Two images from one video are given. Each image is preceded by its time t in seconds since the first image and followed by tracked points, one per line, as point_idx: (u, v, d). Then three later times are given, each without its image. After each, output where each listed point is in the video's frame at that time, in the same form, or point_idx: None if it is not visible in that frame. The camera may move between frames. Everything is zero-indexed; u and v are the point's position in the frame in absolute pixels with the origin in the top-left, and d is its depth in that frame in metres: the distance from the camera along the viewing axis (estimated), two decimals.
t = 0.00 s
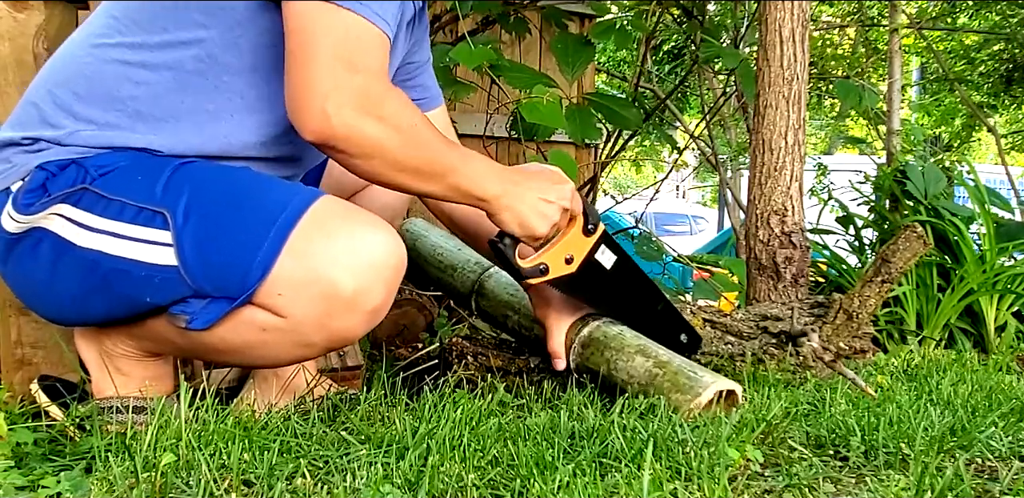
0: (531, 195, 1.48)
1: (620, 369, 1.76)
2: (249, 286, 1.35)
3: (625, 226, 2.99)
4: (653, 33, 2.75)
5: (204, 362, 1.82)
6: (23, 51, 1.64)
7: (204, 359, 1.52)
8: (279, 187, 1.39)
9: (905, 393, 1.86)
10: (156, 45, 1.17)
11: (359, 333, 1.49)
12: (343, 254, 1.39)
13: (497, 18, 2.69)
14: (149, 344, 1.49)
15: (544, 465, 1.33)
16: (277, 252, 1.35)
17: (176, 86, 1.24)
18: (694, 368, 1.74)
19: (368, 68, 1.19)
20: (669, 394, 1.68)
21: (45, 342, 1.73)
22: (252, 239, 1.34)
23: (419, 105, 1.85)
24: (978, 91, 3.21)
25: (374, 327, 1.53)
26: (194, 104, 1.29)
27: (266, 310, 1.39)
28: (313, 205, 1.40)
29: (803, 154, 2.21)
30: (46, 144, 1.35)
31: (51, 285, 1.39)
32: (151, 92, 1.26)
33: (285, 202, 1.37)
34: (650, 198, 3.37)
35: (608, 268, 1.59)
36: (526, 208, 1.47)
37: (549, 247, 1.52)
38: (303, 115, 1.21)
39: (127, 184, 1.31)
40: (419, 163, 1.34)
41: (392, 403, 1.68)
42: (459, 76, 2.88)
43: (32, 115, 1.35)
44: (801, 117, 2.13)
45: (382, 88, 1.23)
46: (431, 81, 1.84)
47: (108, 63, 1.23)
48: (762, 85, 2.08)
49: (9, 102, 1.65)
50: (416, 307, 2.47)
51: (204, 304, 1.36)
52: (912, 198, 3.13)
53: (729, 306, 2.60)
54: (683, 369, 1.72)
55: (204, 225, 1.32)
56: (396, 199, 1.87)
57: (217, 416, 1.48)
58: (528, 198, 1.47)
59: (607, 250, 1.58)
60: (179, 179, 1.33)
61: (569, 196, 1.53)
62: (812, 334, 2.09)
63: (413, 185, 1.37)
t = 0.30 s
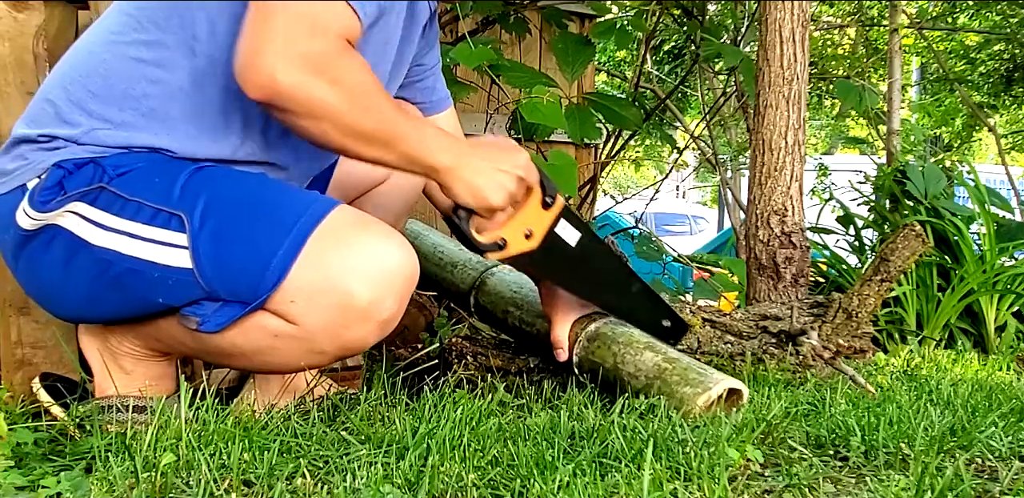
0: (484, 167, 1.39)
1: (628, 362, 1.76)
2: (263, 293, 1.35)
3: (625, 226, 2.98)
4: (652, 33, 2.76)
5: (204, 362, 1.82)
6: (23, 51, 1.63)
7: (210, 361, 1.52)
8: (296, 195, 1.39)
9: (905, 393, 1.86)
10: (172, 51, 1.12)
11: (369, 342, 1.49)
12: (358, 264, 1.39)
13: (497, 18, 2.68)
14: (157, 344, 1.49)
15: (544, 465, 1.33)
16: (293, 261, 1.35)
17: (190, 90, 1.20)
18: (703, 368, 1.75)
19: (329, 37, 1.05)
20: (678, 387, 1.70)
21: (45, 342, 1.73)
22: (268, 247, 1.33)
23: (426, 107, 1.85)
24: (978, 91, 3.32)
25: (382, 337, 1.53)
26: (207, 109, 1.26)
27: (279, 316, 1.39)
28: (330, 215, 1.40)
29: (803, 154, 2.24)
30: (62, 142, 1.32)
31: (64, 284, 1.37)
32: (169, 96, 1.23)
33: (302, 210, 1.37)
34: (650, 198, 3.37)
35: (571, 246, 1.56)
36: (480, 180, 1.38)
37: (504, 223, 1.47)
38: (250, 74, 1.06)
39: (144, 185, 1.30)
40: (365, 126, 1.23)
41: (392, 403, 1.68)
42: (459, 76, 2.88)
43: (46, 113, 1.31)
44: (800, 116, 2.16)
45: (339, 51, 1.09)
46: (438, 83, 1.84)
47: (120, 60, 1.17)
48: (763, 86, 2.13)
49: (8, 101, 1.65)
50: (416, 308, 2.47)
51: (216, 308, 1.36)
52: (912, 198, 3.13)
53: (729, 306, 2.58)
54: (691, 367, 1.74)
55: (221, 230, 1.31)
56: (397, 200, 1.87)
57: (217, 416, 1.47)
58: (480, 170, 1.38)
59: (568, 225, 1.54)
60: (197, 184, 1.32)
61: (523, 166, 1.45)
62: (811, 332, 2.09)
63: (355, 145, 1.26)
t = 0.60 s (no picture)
0: (490, 183, 1.42)
1: (630, 360, 1.78)
2: (271, 290, 1.35)
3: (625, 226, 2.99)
4: (652, 33, 2.76)
5: (204, 362, 1.82)
6: (22, 51, 1.63)
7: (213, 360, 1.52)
8: (302, 193, 1.39)
9: (905, 393, 1.86)
10: (173, 44, 1.09)
11: (376, 340, 1.49)
12: (365, 261, 1.39)
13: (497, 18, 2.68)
14: (159, 343, 1.49)
15: (544, 465, 1.33)
16: (300, 258, 1.35)
17: (192, 86, 1.19)
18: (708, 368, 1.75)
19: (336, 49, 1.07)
20: (680, 385, 1.70)
21: (45, 342, 1.73)
22: (275, 244, 1.33)
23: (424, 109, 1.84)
24: (978, 91, 3.33)
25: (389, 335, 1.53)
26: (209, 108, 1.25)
27: (287, 314, 1.39)
28: (336, 213, 1.40)
29: (803, 154, 2.24)
30: (62, 140, 1.31)
31: (67, 282, 1.37)
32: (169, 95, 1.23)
33: (308, 208, 1.37)
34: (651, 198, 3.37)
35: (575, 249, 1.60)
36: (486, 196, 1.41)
37: (512, 234, 1.51)
38: (256, 80, 1.08)
39: (148, 183, 1.30)
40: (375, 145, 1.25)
41: (392, 403, 1.68)
42: (459, 76, 2.89)
43: (47, 111, 1.31)
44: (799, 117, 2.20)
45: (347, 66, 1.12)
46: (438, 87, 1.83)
47: (122, 59, 1.16)
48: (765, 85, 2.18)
49: (8, 101, 1.65)
50: (416, 308, 2.47)
51: (223, 305, 1.35)
52: (912, 198, 3.13)
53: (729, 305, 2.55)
54: (694, 366, 1.74)
55: (228, 229, 1.31)
56: (395, 199, 1.87)
57: (217, 416, 1.47)
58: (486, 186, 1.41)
59: (574, 232, 1.59)
60: (202, 180, 1.32)
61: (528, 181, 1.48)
62: (811, 333, 2.08)
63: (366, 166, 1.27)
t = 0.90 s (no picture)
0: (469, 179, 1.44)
1: (621, 343, 1.80)
2: (264, 287, 1.34)
3: (624, 226, 2.99)
4: (653, 33, 2.76)
5: (204, 362, 1.81)
6: (22, 51, 1.63)
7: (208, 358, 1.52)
8: (294, 187, 1.38)
9: (905, 393, 1.86)
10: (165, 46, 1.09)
11: (370, 334, 1.49)
12: (357, 257, 1.40)
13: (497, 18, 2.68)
14: (152, 342, 1.48)
15: (544, 465, 1.33)
16: (292, 255, 1.35)
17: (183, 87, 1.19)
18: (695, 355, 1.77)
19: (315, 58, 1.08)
20: (665, 368, 1.72)
21: (46, 342, 1.72)
22: (267, 241, 1.33)
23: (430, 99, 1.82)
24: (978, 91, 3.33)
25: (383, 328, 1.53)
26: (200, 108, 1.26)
27: (280, 310, 1.39)
28: (329, 207, 1.39)
29: (803, 154, 2.24)
30: (53, 140, 1.31)
31: (59, 282, 1.37)
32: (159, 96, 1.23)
33: (300, 203, 1.36)
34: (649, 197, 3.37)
35: (569, 243, 1.60)
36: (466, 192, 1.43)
37: (500, 226, 1.52)
38: (235, 92, 1.08)
39: (139, 182, 1.29)
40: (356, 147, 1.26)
41: (392, 403, 1.68)
42: (459, 76, 2.89)
43: (38, 111, 1.30)
44: (799, 117, 2.21)
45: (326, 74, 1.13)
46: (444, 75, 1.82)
47: (115, 59, 1.15)
48: (765, 85, 2.18)
49: (8, 101, 1.65)
50: (415, 308, 2.39)
51: (216, 304, 1.35)
52: (911, 198, 3.13)
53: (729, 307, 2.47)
54: (680, 352, 1.76)
55: (220, 226, 1.31)
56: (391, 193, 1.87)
57: (217, 416, 1.47)
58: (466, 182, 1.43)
59: (566, 226, 1.59)
60: (193, 179, 1.31)
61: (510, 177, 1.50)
62: (815, 342, 2.07)
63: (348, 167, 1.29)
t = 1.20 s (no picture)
0: (487, 203, 1.50)
1: (650, 342, 1.82)
2: (259, 281, 1.33)
3: (624, 226, 2.99)
4: (652, 33, 2.76)
5: (204, 361, 1.81)
6: (22, 51, 1.63)
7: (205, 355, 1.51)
8: (289, 179, 1.37)
9: (905, 393, 1.86)
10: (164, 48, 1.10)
11: (368, 326, 1.48)
12: (353, 250, 1.38)
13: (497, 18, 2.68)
14: (149, 341, 1.48)
15: (544, 465, 1.33)
16: (287, 248, 1.34)
17: (183, 87, 1.21)
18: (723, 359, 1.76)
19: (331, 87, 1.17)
20: (688, 372, 1.72)
21: (46, 342, 1.72)
22: (261, 234, 1.32)
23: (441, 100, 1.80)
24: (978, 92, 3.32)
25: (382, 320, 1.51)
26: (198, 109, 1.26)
27: (276, 304, 1.38)
28: (325, 198, 1.37)
29: (803, 154, 2.25)
30: (52, 139, 1.32)
31: (55, 280, 1.37)
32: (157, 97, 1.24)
33: (295, 195, 1.35)
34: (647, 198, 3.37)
35: (592, 247, 1.62)
36: (482, 215, 1.50)
37: (519, 243, 1.58)
38: (259, 126, 1.20)
39: (135, 179, 1.29)
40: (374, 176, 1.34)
41: (392, 403, 1.68)
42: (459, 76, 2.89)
43: (39, 111, 1.31)
44: (799, 117, 2.21)
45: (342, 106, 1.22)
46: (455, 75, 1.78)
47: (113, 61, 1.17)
48: (765, 85, 2.18)
49: (8, 102, 1.65)
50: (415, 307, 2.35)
51: (212, 299, 1.34)
52: (912, 198, 3.13)
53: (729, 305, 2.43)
54: (708, 356, 1.76)
55: (214, 221, 1.30)
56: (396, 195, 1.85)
57: (217, 416, 1.47)
58: (484, 207, 1.50)
59: (587, 231, 1.60)
60: (189, 174, 1.31)
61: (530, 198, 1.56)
62: (817, 348, 2.06)
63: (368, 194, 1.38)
